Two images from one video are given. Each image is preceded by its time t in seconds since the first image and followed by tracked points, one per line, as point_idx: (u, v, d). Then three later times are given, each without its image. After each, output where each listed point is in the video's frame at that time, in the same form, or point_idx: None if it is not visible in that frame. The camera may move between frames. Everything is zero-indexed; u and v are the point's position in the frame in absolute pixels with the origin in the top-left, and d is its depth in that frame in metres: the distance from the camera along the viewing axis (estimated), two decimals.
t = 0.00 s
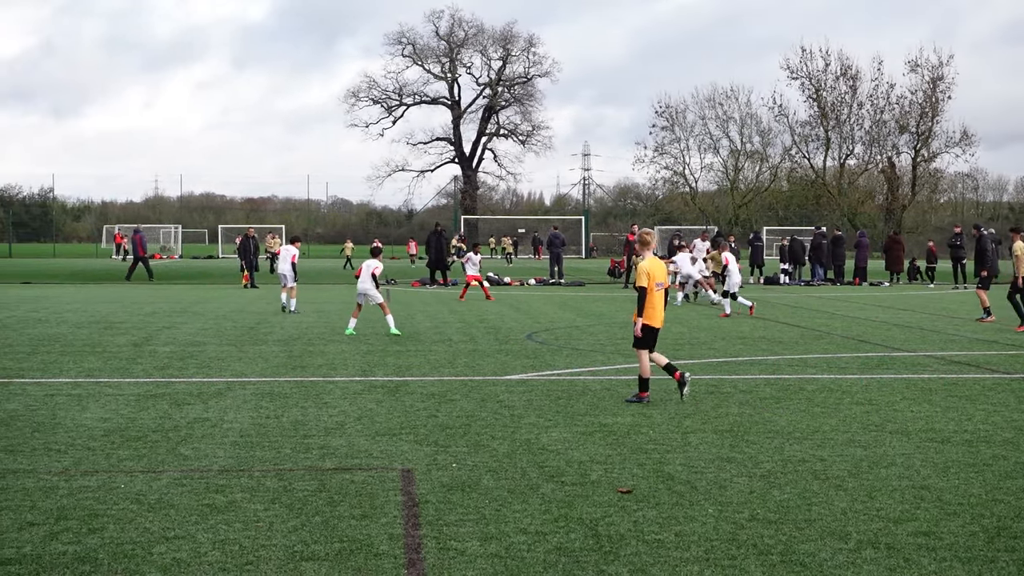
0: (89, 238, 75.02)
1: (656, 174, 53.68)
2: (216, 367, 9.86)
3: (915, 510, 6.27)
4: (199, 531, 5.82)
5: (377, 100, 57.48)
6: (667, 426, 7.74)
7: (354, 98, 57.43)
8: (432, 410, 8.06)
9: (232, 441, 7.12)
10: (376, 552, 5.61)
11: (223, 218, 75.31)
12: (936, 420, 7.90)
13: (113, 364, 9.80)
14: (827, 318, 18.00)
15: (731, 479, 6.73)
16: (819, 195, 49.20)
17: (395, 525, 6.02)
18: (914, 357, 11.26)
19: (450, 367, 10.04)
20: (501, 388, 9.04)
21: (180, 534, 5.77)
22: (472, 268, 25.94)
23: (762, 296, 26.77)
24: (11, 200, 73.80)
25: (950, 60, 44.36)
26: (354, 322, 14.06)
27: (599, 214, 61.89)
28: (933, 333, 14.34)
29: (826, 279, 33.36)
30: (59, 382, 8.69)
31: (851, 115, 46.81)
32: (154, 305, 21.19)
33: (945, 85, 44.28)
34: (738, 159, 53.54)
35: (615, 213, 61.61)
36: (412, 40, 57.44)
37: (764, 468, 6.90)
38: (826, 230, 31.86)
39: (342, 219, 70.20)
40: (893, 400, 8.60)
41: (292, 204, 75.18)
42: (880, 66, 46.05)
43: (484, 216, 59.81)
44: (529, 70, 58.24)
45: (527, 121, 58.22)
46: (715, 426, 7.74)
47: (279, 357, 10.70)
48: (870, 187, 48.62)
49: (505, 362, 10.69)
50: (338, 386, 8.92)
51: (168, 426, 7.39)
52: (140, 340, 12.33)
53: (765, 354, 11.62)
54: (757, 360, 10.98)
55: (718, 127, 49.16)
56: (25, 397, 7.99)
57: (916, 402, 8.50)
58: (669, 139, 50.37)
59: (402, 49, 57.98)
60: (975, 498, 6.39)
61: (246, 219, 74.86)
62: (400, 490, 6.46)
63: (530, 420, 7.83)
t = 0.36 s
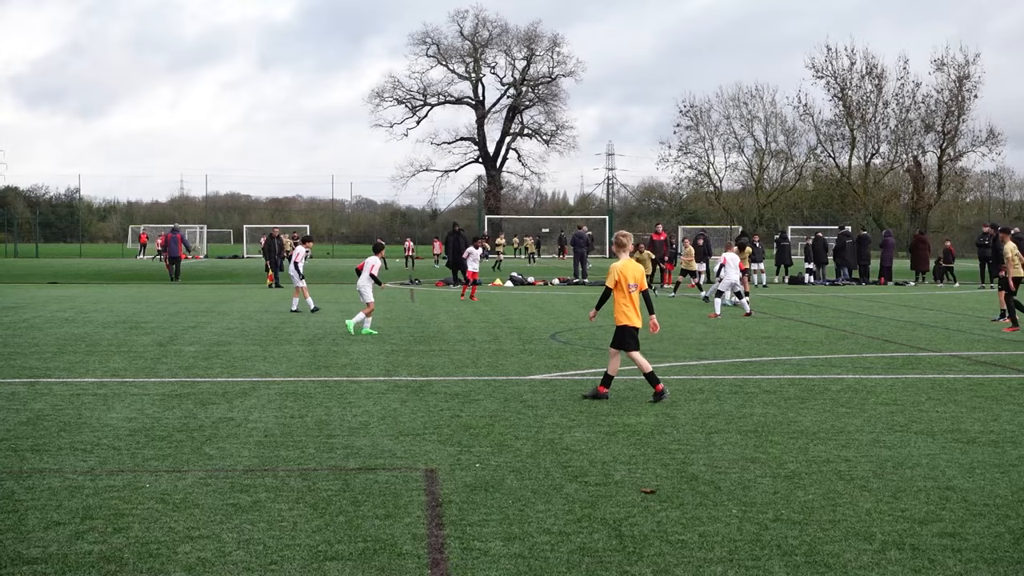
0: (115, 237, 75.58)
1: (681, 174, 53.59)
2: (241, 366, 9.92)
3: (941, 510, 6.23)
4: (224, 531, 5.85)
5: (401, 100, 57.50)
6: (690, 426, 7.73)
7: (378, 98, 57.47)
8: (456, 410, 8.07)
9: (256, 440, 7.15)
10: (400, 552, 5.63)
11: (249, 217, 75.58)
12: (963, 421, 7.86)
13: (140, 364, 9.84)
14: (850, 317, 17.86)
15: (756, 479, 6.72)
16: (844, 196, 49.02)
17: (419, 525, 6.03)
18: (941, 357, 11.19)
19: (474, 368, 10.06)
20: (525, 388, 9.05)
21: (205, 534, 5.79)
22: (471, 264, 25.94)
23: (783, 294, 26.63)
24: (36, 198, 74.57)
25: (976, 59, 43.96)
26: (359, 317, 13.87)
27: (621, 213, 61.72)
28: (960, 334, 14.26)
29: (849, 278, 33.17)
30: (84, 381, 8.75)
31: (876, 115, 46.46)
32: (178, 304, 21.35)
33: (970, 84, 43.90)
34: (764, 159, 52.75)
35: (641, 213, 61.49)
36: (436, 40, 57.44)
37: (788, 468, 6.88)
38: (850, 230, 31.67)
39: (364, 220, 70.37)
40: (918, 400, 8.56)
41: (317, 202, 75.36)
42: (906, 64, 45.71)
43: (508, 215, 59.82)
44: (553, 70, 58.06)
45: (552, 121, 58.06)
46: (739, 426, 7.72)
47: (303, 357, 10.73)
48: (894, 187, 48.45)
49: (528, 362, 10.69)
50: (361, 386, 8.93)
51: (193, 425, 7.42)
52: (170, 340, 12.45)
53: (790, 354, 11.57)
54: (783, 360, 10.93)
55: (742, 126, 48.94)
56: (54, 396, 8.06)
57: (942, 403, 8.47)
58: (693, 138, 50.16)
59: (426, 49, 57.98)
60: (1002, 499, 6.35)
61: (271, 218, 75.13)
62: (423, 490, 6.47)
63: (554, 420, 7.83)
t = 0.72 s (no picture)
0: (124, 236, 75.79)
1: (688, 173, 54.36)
2: (248, 366, 9.95)
3: (948, 511, 6.21)
4: (231, 531, 5.86)
5: (408, 100, 57.49)
6: (697, 426, 7.72)
7: (385, 97, 57.49)
8: (463, 410, 8.07)
9: (263, 440, 7.17)
10: (406, 553, 5.64)
11: (257, 217, 75.60)
12: (971, 421, 7.84)
13: (148, 364, 9.86)
14: (857, 317, 17.79)
15: (762, 479, 6.71)
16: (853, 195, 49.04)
17: (425, 526, 6.04)
18: (947, 357, 11.17)
19: (481, 367, 10.06)
20: (532, 389, 9.04)
21: (212, 534, 5.81)
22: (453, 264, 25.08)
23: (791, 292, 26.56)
24: (46, 198, 74.79)
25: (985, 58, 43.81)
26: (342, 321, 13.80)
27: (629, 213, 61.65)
28: (967, 334, 14.20)
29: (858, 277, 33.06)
30: (93, 381, 8.78)
31: (885, 115, 46.32)
32: (187, 303, 21.45)
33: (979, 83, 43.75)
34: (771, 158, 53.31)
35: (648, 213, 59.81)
36: (443, 40, 57.44)
37: (795, 469, 6.87)
38: (858, 229, 31.57)
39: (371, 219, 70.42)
40: (925, 400, 8.55)
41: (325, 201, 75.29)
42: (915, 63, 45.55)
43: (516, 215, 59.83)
44: (561, 70, 57.98)
45: (559, 121, 57.87)
46: (746, 426, 7.71)
47: (310, 357, 10.74)
48: (903, 186, 48.20)
49: (535, 362, 10.68)
50: (368, 386, 8.93)
51: (200, 426, 7.44)
52: (178, 340, 12.50)
53: (797, 354, 11.53)
54: (790, 360, 10.90)
55: (750, 125, 48.79)
56: (63, 397, 8.09)
57: (950, 403, 8.45)
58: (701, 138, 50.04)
59: (434, 48, 57.99)
60: (1009, 499, 6.33)
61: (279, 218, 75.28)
62: (430, 490, 6.48)
63: (560, 420, 7.83)
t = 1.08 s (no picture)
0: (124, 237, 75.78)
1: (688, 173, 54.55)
2: (248, 365, 9.94)
3: (947, 511, 6.21)
4: (230, 530, 5.86)
5: (408, 100, 57.51)
6: (697, 426, 7.71)
7: (385, 97, 57.50)
8: (462, 410, 8.07)
9: (263, 439, 7.17)
10: (405, 552, 5.64)
11: (257, 217, 75.59)
12: (970, 421, 7.83)
13: (147, 363, 9.86)
14: (858, 317, 17.76)
15: (761, 479, 6.71)
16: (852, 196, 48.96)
17: (424, 525, 6.04)
18: (946, 357, 11.16)
19: (481, 367, 10.04)
20: (530, 388, 9.05)
21: (211, 533, 5.81)
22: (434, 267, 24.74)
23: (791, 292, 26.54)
24: (47, 198, 74.83)
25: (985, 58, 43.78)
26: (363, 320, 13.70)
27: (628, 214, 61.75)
28: (966, 334, 14.19)
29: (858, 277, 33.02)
30: (93, 381, 8.80)
31: (885, 114, 46.29)
32: (187, 302, 21.44)
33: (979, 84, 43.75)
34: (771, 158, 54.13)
35: (649, 212, 57.51)
36: (443, 40, 57.49)
37: (795, 468, 6.86)
38: (858, 229, 31.54)
39: (371, 220, 70.39)
40: (925, 400, 8.54)
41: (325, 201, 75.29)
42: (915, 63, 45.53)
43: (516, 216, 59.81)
44: (561, 70, 57.99)
45: (559, 121, 57.93)
46: (746, 426, 7.70)
47: (309, 357, 10.74)
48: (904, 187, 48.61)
49: (534, 363, 10.66)
50: (368, 385, 8.94)
51: (199, 425, 7.43)
52: (179, 339, 12.49)
53: (797, 354, 11.52)
54: (789, 360, 10.89)
55: (751, 126, 48.79)
56: (63, 396, 8.08)
57: (948, 402, 8.45)
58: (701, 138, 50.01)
59: (434, 49, 58.05)
60: (1008, 499, 6.32)
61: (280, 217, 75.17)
62: (429, 489, 6.49)
63: (560, 419, 7.83)
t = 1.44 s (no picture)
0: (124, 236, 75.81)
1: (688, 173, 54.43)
2: (247, 365, 9.92)
3: (946, 511, 6.21)
4: (229, 530, 5.86)
5: (408, 99, 57.53)
6: (696, 426, 7.71)
7: (385, 97, 57.52)
8: (461, 410, 8.06)
9: (262, 439, 7.16)
10: (404, 552, 5.64)
11: (257, 216, 75.58)
12: (968, 421, 7.83)
13: (146, 363, 9.87)
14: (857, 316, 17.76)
15: (760, 479, 6.70)
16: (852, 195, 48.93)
17: (424, 525, 6.04)
18: (945, 357, 11.15)
19: (480, 366, 10.04)
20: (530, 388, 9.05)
21: (209, 533, 5.82)
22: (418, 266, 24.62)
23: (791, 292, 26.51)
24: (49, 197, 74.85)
25: (985, 58, 43.79)
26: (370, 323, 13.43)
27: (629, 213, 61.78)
28: (965, 334, 14.19)
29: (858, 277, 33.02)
30: (92, 380, 8.81)
31: (885, 114, 46.31)
32: (186, 301, 21.45)
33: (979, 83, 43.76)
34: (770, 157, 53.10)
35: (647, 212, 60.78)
36: (443, 40, 57.53)
37: (794, 469, 6.86)
38: (858, 229, 31.54)
39: (371, 219, 70.38)
40: (924, 400, 8.54)
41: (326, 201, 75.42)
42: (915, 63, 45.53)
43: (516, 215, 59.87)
44: (560, 69, 58.03)
45: (558, 121, 58.00)
46: (745, 426, 7.70)
47: (308, 357, 10.75)
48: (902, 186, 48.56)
49: (533, 362, 10.66)
50: (367, 385, 8.95)
51: (198, 425, 7.43)
52: (177, 339, 12.47)
53: (796, 354, 11.52)
54: (788, 360, 10.89)
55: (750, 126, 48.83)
56: (62, 395, 8.08)
57: (947, 403, 8.45)
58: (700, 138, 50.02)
59: (434, 48, 58.08)
60: (1006, 500, 6.32)
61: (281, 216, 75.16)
62: (428, 489, 6.48)
63: (559, 419, 7.83)
